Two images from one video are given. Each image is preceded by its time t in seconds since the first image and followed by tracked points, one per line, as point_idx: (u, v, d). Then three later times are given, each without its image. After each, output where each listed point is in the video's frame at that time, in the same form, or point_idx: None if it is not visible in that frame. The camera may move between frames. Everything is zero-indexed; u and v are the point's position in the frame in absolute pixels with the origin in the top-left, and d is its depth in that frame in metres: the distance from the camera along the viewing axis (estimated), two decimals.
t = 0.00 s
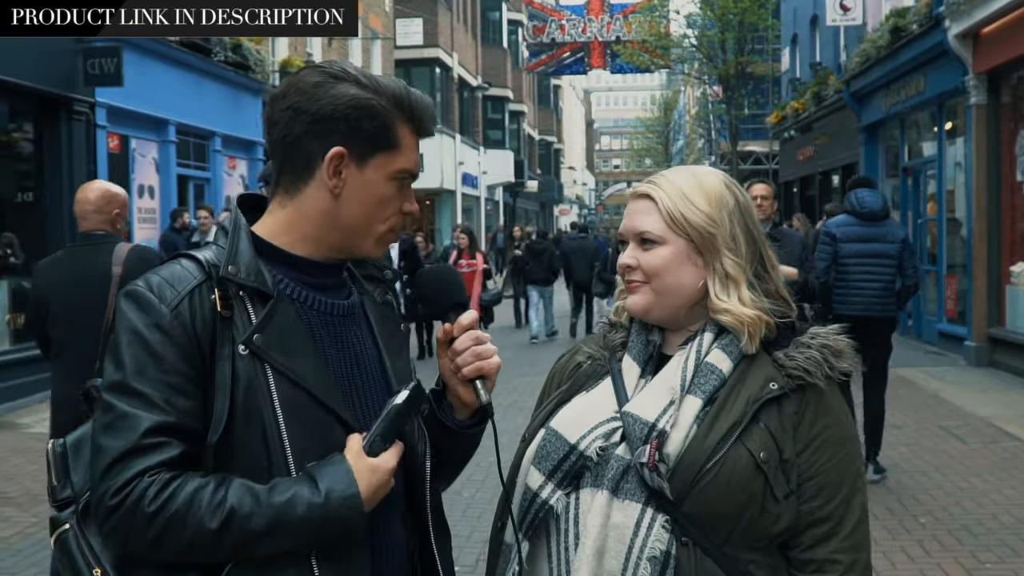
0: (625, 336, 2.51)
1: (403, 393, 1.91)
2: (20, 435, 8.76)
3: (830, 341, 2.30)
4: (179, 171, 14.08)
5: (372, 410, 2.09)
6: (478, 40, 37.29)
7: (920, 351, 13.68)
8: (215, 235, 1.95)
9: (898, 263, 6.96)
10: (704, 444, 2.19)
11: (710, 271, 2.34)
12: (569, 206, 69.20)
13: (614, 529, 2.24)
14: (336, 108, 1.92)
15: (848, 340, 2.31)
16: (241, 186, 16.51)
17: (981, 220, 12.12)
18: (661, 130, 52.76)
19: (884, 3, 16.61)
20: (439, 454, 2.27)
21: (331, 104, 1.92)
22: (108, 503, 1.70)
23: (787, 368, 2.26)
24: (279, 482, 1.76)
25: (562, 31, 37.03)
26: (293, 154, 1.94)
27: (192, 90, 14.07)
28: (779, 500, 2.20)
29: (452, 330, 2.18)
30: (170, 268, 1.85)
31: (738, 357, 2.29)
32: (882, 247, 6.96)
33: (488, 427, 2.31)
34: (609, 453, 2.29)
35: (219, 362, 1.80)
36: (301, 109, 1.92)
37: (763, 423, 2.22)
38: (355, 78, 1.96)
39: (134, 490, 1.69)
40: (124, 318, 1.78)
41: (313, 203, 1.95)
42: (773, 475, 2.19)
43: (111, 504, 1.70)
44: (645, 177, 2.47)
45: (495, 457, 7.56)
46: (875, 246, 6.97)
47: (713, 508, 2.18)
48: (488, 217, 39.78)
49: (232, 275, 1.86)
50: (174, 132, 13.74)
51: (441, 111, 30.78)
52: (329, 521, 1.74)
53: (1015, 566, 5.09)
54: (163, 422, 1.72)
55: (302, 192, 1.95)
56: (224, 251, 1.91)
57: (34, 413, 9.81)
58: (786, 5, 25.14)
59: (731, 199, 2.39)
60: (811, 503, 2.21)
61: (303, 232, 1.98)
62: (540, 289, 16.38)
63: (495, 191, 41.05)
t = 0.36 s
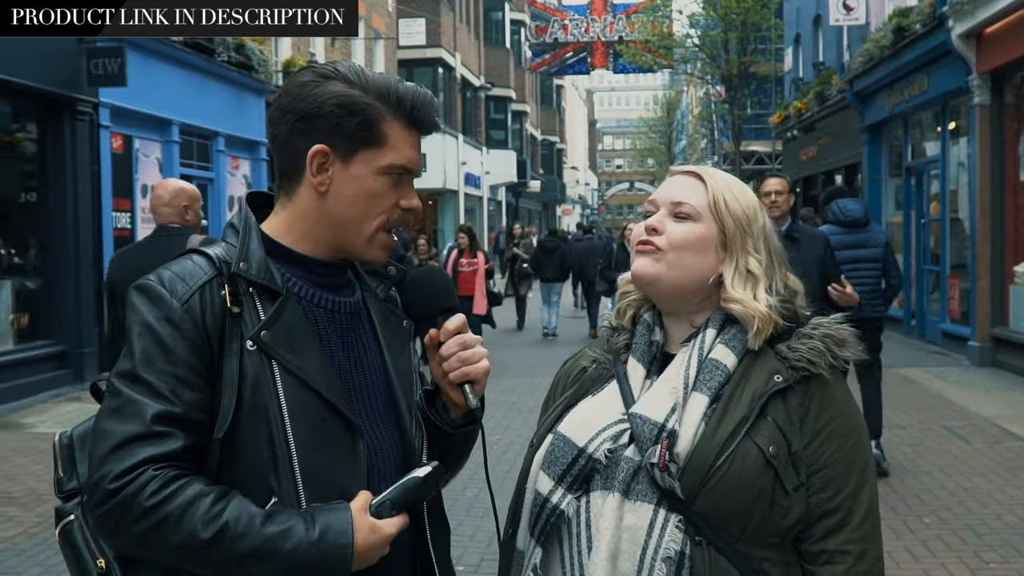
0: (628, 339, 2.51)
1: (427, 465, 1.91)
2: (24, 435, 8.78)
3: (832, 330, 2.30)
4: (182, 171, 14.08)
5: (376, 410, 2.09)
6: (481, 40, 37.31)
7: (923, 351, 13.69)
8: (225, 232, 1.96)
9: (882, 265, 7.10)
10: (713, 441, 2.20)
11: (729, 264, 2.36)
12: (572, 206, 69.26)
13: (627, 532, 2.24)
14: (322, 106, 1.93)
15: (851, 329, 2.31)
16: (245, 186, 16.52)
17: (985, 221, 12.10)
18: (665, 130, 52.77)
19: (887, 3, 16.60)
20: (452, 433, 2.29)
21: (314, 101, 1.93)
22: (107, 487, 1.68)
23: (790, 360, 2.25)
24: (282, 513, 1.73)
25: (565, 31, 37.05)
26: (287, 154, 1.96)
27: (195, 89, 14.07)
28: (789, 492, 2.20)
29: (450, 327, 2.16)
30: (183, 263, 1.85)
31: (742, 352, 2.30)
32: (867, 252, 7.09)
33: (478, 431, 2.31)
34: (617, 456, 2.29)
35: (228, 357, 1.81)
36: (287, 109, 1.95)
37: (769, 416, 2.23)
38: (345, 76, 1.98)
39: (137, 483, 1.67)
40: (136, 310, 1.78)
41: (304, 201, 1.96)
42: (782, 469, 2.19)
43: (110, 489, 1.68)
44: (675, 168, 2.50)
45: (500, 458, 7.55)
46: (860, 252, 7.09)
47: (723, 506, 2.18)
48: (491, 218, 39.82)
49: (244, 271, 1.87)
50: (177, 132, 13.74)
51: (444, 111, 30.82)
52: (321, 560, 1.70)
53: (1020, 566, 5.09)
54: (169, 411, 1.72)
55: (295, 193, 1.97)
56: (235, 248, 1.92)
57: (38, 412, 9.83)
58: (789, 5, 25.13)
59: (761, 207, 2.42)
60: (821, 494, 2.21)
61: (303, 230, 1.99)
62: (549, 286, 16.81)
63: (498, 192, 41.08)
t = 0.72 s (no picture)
0: (613, 339, 2.51)
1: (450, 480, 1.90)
2: (28, 435, 8.79)
3: (815, 321, 2.31)
4: (184, 171, 14.08)
5: (384, 403, 2.09)
6: (482, 40, 37.31)
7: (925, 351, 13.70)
8: (234, 230, 1.95)
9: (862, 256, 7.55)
10: (705, 429, 2.19)
11: (723, 272, 2.40)
12: (573, 206, 69.28)
13: (627, 522, 2.24)
14: (331, 101, 1.92)
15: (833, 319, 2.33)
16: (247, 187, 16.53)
17: (987, 221, 12.10)
18: (666, 130, 52.77)
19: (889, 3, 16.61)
20: (450, 442, 2.28)
21: (322, 97, 1.92)
22: (129, 488, 1.68)
23: (777, 350, 2.26)
24: (308, 516, 1.74)
25: (566, 31, 37.07)
26: (294, 150, 1.95)
27: (197, 90, 14.08)
28: (784, 477, 2.19)
29: (537, 329, 2.23)
30: (195, 256, 1.84)
31: (731, 346, 2.30)
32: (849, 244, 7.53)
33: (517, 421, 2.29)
34: (613, 451, 2.29)
35: (246, 350, 1.80)
36: (294, 106, 1.93)
37: (761, 403, 2.22)
38: (347, 69, 1.96)
39: (161, 485, 1.67)
40: (153, 305, 1.76)
41: (318, 197, 1.96)
42: (777, 453, 2.19)
43: (133, 489, 1.68)
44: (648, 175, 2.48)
45: (505, 458, 7.55)
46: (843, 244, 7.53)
47: (722, 493, 2.17)
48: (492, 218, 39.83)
49: (261, 262, 1.87)
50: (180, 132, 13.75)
51: (446, 111, 30.84)
52: (348, 563, 1.71)
53: None
54: (187, 407, 1.72)
55: (306, 189, 1.96)
56: (247, 243, 1.92)
57: (42, 412, 9.83)
58: (791, 5, 25.12)
59: (733, 202, 2.43)
60: (817, 479, 2.21)
61: (316, 225, 1.99)
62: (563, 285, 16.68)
63: (499, 192, 41.09)
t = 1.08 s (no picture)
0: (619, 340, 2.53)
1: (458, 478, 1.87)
2: (29, 435, 8.79)
3: (822, 326, 2.30)
4: (185, 171, 14.09)
5: (387, 404, 2.09)
6: (483, 40, 37.32)
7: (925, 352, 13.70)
8: (234, 230, 1.96)
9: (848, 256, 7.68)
10: (710, 435, 2.19)
11: (718, 264, 2.36)
12: (574, 206, 69.30)
13: (629, 528, 2.24)
14: (339, 102, 1.93)
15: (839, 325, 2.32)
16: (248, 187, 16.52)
17: (988, 221, 12.10)
18: (667, 130, 52.80)
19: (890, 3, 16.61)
20: (461, 453, 2.26)
21: (333, 98, 1.93)
22: (133, 497, 1.68)
23: (782, 355, 2.26)
24: (313, 521, 1.74)
25: (567, 32, 37.07)
26: (298, 148, 1.95)
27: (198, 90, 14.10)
28: (787, 485, 2.19)
29: (572, 355, 2.19)
30: (192, 261, 1.85)
31: (736, 350, 2.29)
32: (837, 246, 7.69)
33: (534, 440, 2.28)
34: (617, 454, 2.31)
35: (245, 354, 1.81)
36: (304, 102, 1.94)
37: (765, 410, 2.22)
38: (359, 72, 1.98)
39: (164, 494, 1.68)
40: (150, 312, 1.77)
41: (317, 196, 1.96)
42: (780, 461, 2.19)
43: (137, 498, 1.68)
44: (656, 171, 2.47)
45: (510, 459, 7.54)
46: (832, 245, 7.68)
47: (722, 499, 2.18)
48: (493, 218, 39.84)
49: (257, 265, 1.88)
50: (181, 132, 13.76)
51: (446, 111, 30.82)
52: (355, 565, 1.72)
53: None
54: (186, 414, 1.72)
55: (306, 188, 1.97)
56: (242, 246, 1.92)
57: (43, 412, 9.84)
58: (791, 6, 25.15)
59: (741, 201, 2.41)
60: (818, 486, 2.22)
61: (314, 224, 1.99)
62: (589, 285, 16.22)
63: (500, 192, 41.09)
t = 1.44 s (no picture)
0: (632, 335, 2.50)
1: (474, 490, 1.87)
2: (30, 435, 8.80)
3: (837, 335, 2.29)
4: (186, 171, 14.10)
5: (401, 403, 2.10)
6: (483, 40, 37.32)
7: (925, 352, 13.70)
8: (249, 227, 1.97)
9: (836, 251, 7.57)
10: (717, 439, 2.19)
11: (720, 269, 2.34)
12: (574, 206, 69.31)
13: (630, 527, 2.25)
14: (304, 93, 1.94)
15: (854, 333, 2.31)
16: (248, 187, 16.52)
17: (988, 220, 12.10)
18: (666, 130, 52.80)
19: (890, 3, 16.61)
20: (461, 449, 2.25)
21: (294, 93, 1.94)
22: (144, 490, 1.69)
23: (795, 362, 2.26)
24: (323, 522, 1.74)
25: (567, 32, 37.06)
26: (290, 155, 1.97)
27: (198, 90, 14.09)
28: (792, 492, 2.19)
29: (504, 312, 2.22)
30: (209, 254, 1.85)
31: (748, 354, 2.29)
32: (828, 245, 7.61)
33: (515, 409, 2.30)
34: (623, 451, 2.29)
35: (258, 350, 1.81)
36: (274, 110, 1.95)
37: (774, 416, 2.22)
38: (313, 68, 1.97)
39: (175, 488, 1.68)
40: (164, 304, 1.78)
41: (324, 192, 1.97)
42: (786, 468, 2.19)
43: (148, 491, 1.69)
44: (655, 176, 2.46)
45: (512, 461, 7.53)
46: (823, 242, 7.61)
47: (726, 503, 2.18)
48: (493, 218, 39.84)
49: (274, 260, 1.89)
50: (181, 131, 13.76)
51: (446, 111, 30.80)
52: (363, 568, 1.72)
53: None
54: (199, 407, 1.73)
55: (311, 189, 1.98)
56: (261, 241, 1.93)
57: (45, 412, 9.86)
58: (791, 6, 25.18)
59: (739, 195, 2.38)
60: (825, 495, 2.21)
61: (332, 220, 2.00)
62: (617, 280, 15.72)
63: (500, 192, 41.08)
